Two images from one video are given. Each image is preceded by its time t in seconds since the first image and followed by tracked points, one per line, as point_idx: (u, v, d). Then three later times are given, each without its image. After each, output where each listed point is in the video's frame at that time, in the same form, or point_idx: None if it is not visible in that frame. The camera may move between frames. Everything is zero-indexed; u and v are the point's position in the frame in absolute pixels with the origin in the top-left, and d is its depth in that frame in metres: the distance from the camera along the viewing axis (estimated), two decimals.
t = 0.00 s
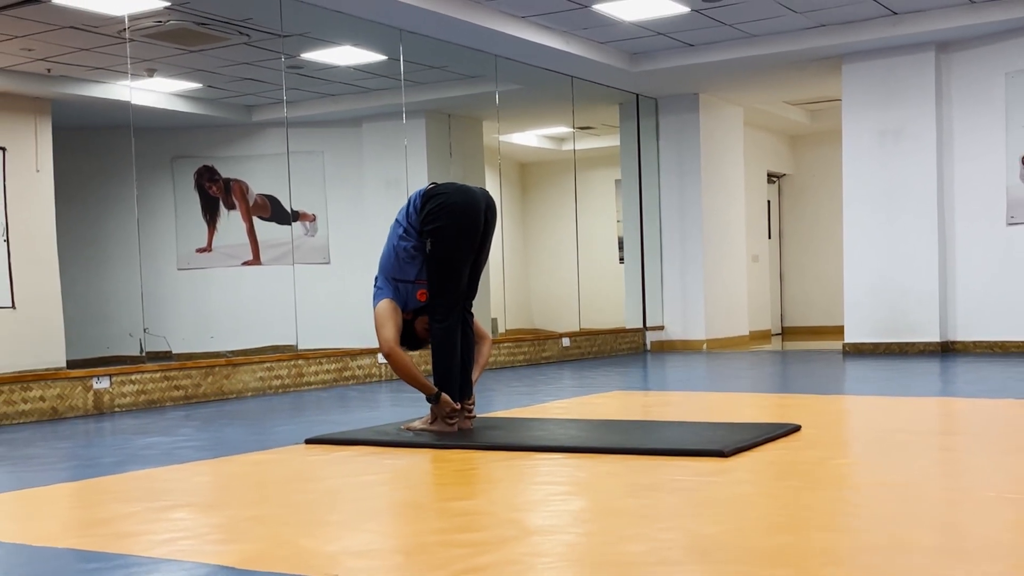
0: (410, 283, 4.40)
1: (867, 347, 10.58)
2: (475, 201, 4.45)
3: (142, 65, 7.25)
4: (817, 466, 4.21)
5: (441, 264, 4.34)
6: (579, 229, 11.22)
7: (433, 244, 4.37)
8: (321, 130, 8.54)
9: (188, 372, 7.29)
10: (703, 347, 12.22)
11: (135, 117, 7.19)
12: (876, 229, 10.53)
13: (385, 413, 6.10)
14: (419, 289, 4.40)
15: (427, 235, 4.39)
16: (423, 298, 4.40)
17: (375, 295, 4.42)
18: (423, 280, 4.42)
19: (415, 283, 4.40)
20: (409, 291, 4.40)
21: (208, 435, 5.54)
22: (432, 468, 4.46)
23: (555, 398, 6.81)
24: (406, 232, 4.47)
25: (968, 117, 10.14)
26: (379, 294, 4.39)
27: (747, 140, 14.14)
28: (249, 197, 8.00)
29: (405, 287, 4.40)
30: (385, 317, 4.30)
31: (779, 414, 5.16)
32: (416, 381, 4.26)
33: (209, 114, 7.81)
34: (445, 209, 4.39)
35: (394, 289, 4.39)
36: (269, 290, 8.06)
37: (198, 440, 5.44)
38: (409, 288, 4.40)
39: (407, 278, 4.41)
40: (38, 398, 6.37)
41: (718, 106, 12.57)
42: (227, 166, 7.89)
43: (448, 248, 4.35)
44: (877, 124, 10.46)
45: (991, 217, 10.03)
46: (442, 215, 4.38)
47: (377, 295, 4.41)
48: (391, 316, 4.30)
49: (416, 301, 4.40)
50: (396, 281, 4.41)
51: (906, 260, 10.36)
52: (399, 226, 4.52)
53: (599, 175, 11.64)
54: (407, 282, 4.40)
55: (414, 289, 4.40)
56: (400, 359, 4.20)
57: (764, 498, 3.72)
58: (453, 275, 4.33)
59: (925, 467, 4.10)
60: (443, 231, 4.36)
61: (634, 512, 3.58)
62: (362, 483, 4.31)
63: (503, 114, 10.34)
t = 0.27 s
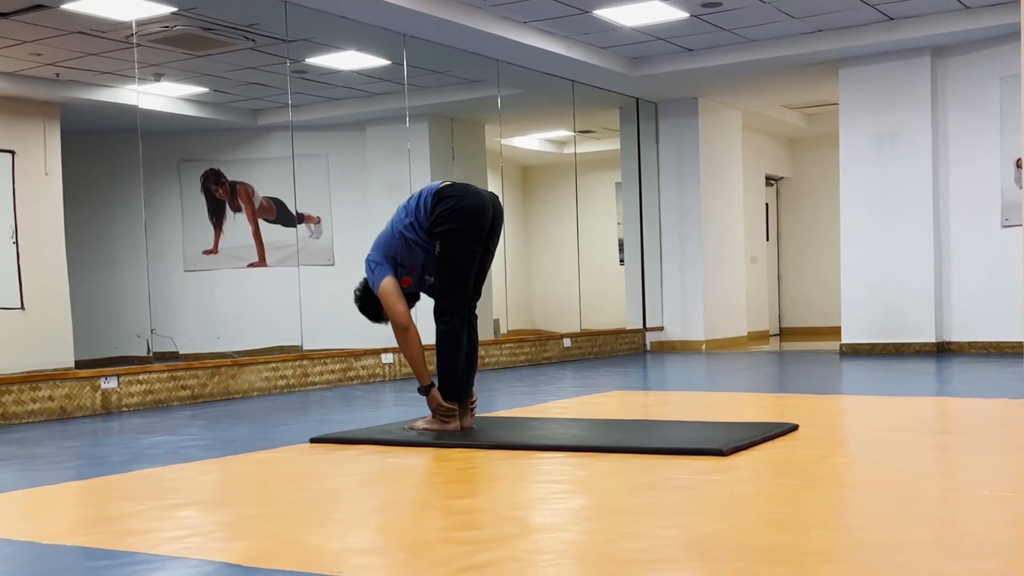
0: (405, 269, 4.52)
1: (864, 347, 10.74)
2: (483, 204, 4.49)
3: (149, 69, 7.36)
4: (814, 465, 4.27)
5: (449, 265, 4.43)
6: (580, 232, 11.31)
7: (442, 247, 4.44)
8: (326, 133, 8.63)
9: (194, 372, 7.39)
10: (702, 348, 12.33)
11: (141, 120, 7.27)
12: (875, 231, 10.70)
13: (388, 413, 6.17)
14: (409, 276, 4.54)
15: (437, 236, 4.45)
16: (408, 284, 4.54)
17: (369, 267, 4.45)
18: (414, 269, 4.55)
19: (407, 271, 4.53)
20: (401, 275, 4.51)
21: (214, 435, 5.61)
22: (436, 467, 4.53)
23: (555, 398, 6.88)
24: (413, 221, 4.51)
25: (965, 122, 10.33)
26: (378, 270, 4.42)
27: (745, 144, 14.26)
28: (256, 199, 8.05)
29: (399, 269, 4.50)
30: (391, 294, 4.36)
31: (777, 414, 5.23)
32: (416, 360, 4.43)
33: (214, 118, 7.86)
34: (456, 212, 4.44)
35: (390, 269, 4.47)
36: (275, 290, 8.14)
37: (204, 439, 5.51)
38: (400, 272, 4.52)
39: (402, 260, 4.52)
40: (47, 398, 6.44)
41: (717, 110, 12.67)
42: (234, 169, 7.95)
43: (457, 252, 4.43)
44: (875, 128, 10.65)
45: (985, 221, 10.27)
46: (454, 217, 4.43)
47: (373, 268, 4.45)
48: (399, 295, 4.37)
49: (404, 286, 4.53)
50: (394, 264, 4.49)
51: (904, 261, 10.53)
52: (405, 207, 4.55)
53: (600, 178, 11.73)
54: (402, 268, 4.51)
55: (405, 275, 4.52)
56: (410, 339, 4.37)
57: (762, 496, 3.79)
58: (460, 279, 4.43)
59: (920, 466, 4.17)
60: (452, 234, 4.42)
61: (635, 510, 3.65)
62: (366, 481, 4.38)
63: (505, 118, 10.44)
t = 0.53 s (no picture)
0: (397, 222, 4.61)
1: (861, 348, 10.85)
2: (491, 208, 4.52)
3: (156, 74, 7.41)
4: (812, 464, 4.34)
5: (453, 268, 4.47)
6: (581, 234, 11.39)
7: (448, 250, 4.47)
8: (328, 137, 8.66)
9: (201, 372, 7.45)
10: (701, 348, 12.43)
11: (149, 124, 7.33)
12: (870, 233, 10.80)
13: (391, 412, 6.24)
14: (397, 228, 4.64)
15: (444, 238, 4.48)
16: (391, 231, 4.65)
17: (367, 202, 4.55)
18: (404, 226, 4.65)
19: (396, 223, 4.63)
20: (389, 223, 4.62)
21: (220, 434, 5.69)
22: (439, 466, 4.60)
23: (557, 397, 6.96)
24: (422, 195, 4.57)
25: (959, 126, 10.42)
26: (373, 211, 4.52)
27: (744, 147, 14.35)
28: (261, 202, 8.15)
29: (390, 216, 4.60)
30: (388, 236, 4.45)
31: (775, 413, 5.30)
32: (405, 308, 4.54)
33: (218, 122, 7.93)
34: (466, 212, 4.47)
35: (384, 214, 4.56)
36: (280, 292, 8.25)
37: (210, 439, 5.58)
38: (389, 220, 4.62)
39: (398, 213, 4.60)
40: (56, 397, 6.51)
41: (716, 113, 12.76)
42: (240, 172, 8.03)
43: (462, 256, 4.46)
44: (870, 131, 10.76)
45: (981, 223, 10.32)
46: (463, 219, 4.46)
47: (369, 205, 4.54)
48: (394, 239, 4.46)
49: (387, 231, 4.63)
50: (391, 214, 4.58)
51: (899, 264, 10.63)
52: (426, 176, 4.61)
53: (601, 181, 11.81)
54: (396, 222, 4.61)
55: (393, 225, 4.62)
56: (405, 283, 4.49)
57: (760, 495, 3.86)
58: (464, 283, 4.47)
59: (916, 464, 4.24)
60: (458, 237, 4.45)
61: (634, 508, 3.72)
62: (370, 480, 4.45)
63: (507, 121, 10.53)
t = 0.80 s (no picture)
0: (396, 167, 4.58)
1: (856, 348, 10.94)
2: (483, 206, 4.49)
3: (163, 78, 7.51)
4: (809, 462, 4.42)
5: (444, 269, 4.45)
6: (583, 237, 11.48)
7: (439, 252, 4.44)
8: (333, 140, 8.78)
9: (208, 372, 7.52)
10: (700, 349, 12.54)
11: (157, 128, 7.42)
12: (866, 236, 10.90)
13: (395, 412, 6.32)
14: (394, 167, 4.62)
15: (435, 239, 4.45)
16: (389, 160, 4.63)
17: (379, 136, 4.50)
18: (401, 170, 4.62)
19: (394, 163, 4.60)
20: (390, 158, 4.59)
21: (226, 433, 5.77)
22: (442, 464, 4.68)
23: (558, 397, 7.04)
24: (421, 174, 4.51)
25: (954, 129, 10.49)
26: (378, 147, 4.49)
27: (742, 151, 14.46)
28: (267, 205, 8.22)
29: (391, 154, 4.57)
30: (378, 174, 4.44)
31: (773, 412, 5.38)
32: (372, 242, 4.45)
33: (226, 124, 7.98)
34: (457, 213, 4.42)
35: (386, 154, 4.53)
36: (285, 293, 8.35)
37: (217, 437, 5.66)
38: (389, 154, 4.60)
39: (399, 162, 4.55)
40: (65, 397, 6.55)
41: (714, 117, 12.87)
42: (245, 176, 8.10)
43: (453, 257, 4.44)
44: (867, 135, 10.85)
45: (976, 226, 10.38)
46: (453, 218, 4.41)
47: (378, 140, 4.50)
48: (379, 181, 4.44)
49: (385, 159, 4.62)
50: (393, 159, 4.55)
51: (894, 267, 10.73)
52: (444, 158, 4.49)
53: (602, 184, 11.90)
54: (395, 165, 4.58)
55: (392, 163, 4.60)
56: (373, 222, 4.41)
57: (757, 493, 3.94)
58: (458, 282, 4.46)
59: (912, 462, 4.31)
60: (448, 237, 4.42)
61: (633, 505, 3.80)
62: (374, 477, 4.53)
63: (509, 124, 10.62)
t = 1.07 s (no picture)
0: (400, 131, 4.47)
1: (853, 349, 11.02)
2: (467, 206, 4.45)
3: (171, 83, 7.58)
4: (807, 461, 4.49)
5: (431, 273, 4.41)
6: (584, 239, 11.53)
7: (425, 257, 4.40)
8: (337, 144, 8.90)
9: (214, 372, 7.60)
10: (699, 349, 12.64)
11: (164, 132, 7.51)
12: (862, 238, 10.99)
13: (398, 411, 6.40)
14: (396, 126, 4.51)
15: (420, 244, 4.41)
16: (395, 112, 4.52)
17: (402, 99, 4.37)
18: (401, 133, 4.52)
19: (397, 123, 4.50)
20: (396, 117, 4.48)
21: (232, 432, 5.84)
22: (445, 463, 4.76)
23: (559, 397, 7.12)
24: (416, 165, 4.44)
25: (950, 132, 10.57)
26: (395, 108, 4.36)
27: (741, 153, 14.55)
28: (273, 208, 8.34)
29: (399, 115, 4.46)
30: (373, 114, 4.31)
31: (771, 411, 5.46)
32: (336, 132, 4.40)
33: (232, 129, 8.12)
34: (440, 214, 4.39)
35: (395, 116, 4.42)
36: (290, 294, 8.46)
37: (222, 437, 5.74)
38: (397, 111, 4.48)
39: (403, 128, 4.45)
40: (74, 396, 6.63)
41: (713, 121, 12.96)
42: (251, 179, 8.20)
43: (438, 261, 4.39)
44: (865, 137, 10.92)
45: (971, 228, 10.45)
46: (437, 222, 4.37)
47: (400, 102, 4.36)
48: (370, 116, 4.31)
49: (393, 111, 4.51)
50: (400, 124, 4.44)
51: (890, 269, 10.81)
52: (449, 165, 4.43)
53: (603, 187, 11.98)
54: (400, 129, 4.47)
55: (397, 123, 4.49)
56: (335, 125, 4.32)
57: (755, 491, 4.01)
58: (447, 284, 4.40)
59: (907, 461, 4.38)
60: (430, 242, 4.38)
61: (633, 504, 3.87)
62: (378, 476, 4.61)
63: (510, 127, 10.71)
